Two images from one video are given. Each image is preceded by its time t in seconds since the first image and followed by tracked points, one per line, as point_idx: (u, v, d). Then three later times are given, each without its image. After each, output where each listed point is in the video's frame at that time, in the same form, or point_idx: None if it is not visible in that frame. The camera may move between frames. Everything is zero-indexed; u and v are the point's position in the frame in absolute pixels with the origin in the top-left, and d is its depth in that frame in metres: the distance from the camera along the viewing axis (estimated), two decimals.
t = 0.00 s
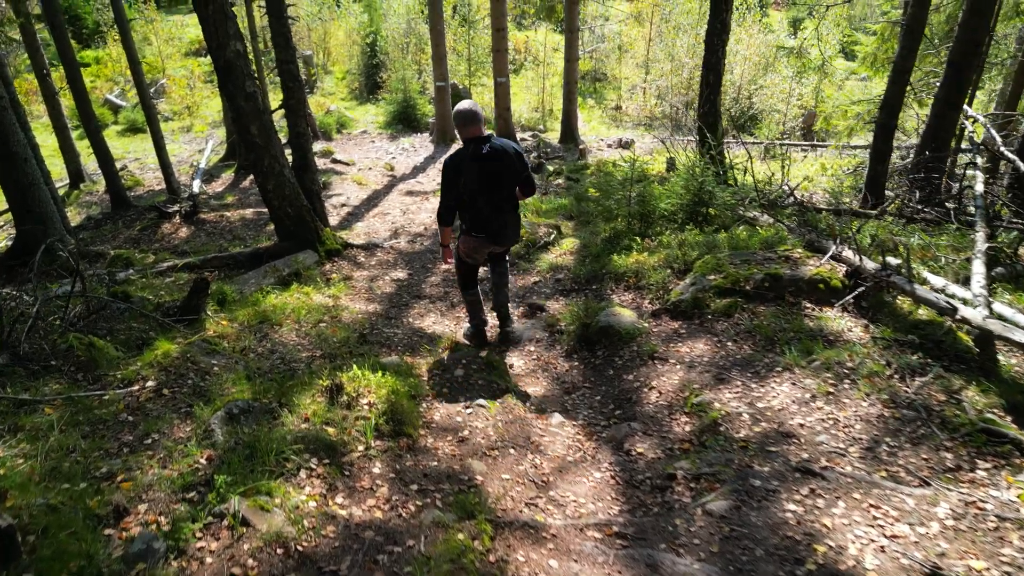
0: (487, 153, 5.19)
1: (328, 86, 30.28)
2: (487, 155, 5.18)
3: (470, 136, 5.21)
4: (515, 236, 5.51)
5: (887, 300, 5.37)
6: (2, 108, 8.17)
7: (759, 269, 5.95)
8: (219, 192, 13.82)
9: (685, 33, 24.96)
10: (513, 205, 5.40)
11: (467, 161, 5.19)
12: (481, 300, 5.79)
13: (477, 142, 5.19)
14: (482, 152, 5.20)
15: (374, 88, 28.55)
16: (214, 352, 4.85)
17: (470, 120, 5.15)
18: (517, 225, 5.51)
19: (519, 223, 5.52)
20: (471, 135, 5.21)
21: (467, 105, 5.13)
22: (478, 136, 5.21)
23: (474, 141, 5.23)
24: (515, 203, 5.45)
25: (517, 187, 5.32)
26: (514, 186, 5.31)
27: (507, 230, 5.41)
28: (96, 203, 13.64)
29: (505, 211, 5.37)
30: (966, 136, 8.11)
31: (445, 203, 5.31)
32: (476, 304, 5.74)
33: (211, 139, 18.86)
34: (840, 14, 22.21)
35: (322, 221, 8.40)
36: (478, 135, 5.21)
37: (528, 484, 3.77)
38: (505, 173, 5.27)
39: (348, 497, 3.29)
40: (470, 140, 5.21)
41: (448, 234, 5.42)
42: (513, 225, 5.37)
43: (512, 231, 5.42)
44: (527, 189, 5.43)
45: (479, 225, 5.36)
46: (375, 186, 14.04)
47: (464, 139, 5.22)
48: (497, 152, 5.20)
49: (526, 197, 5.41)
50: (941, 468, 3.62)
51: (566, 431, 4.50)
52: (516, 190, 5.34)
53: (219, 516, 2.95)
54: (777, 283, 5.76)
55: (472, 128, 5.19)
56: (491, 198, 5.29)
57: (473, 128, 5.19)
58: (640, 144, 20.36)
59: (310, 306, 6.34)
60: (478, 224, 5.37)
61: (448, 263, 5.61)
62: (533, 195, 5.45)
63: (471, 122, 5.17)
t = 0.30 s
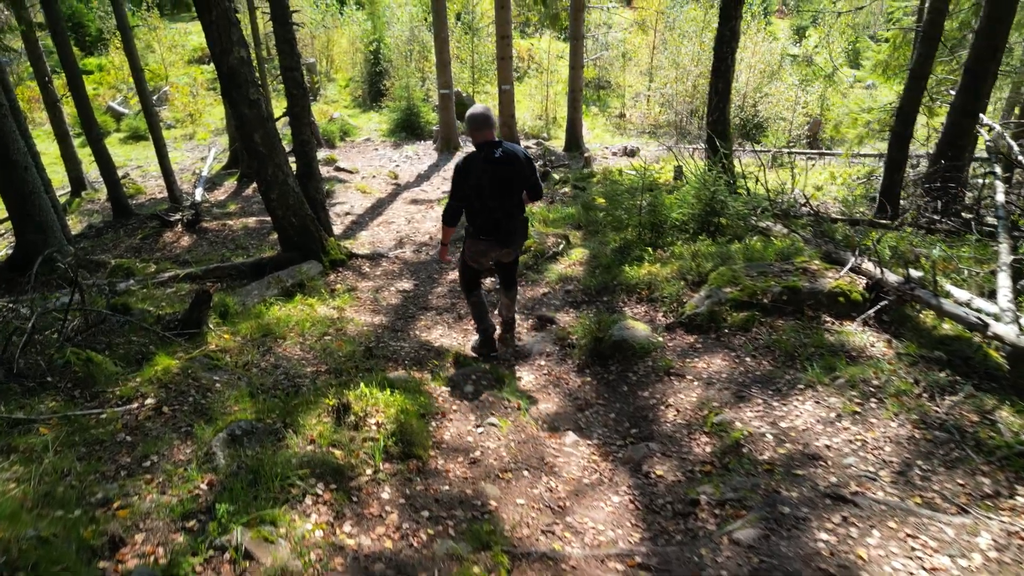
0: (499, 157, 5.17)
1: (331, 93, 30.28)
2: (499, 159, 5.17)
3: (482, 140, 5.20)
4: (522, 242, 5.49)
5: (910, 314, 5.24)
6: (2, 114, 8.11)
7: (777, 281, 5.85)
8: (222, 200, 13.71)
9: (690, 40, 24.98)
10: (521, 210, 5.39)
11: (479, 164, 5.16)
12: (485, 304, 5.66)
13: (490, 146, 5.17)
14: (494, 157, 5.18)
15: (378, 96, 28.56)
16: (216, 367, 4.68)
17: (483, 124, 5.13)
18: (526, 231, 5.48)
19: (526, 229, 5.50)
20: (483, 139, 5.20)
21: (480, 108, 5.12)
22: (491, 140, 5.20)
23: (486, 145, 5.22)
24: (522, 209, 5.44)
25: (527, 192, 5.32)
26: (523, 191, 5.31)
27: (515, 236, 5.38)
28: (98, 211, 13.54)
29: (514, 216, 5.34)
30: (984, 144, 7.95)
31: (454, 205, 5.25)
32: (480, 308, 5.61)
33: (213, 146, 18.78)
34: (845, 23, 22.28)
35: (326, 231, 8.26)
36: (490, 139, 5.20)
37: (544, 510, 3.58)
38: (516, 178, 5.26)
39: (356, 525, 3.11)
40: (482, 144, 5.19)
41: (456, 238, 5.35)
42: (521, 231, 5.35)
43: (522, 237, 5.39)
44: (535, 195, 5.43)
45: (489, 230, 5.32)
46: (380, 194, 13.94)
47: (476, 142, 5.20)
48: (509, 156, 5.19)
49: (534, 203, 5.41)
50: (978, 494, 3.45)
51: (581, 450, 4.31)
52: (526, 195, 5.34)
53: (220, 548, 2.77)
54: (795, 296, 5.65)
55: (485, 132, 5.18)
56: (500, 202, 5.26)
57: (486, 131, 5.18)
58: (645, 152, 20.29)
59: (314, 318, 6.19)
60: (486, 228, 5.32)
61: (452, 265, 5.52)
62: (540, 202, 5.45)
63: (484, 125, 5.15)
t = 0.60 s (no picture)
0: (507, 159, 5.28)
1: (335, 101, 30.25)
2: (507, 161, 5.27)
3: (489, 141, 5.29)
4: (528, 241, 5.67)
5: (937, 332, 5.09)
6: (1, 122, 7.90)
7: (796, 297, 5.69)
8: (224, 208, 13.58)
9: (695, 48, 24.96)
10: (527, 210, 5.55)
11: (487, 166, 5.26)
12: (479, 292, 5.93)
13: (497, 148, 5.27)
14: (502, 159, 5.28)
15: (382, 104, 28.56)
16: (213, 387, 4.45)
17: (491, 126, 5.22)
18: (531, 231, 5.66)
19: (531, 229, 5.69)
20: (490, 141, 5.29)
21: (489, 111, 5.19)
22: (499, 142, 5.29)
23: (493, 146, 5.31)
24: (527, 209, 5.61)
25: (532, 193, 5.48)
26: (528, 192, 5.46)
27: (521, 236, 5.56)
28: (99, 219, 13.39)
29: (520, 217, 5.51)
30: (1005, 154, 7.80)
31: (463, 207, 5.36)
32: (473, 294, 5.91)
33: (216, 154, 18.69)
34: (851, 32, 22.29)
35: (330, 242, 8.09)
36: (497, 141, 5.30)
37: (559, 544, 3.34)
38: (522, 179, 5.39)
39: (360, 564, 2.88)
40: (490, 145, 5.29)
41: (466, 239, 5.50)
42: (528, 231, 5.52)
43: (527, 237, 5.57)
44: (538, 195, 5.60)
45: (496, 230, 5.48)
46: (384, 203, 13.80)
47: (484, 144, 5.28)
48: (516, 158, 5.31)
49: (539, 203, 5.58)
50: None
51: (597, 476, 4.09)
52: (531, 196, 5.50)
53: None
54: (816, 312, 5.49)
55: (491, 134, 5.27)
56: (508, 204, 5.40)
57: (493, 133, 5.27)
58: (651, 160, 20.19)
59: (317, 333, 5.99)
60: (494, 229, 5.48)
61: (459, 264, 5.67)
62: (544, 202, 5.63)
63: (492, 127, 5.25)
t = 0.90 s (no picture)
0: (491, 167, 5.21)
1: (339, 101, 30.08)
2: (490, 170, 5.20)
3: (474, 149, 5.22)
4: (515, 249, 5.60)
5: (969, 351, 4.83)
6: None
7: (818, 312, 5.44)
8: (225, 211, 13.37)
9: (702, 48, 24.69)
10: (513, 218, 5.47)
11: (470, 175, 5.21)
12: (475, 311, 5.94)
13: (481, 156, 5.20)
14: (486, 167, 5.21)
15: (387, 104, 28.41)
16: (203, 408, 4.11)
17: (475, 134, 5.16)
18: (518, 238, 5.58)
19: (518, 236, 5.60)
20: (474, 149, 5.22)
21: (472, 119, 5.13)
22: (483, 150, 5.21)
23: (478, 154, 5.24)
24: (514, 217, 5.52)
25: (518, 201, 5.40)
26: (514, 200, 5.39)
27: (507, 244, 5.49)
28: (99, 222, 13.21)
29: (506, 225, 5.43)
30: None
31: (448, 215, 5.35)
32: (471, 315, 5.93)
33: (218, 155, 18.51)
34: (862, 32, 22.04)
35: (330, 248, 7.86)
36: (481, 149, 5.22)
37: None
38: (507, 187, 5.31)
39: None
40: (474, 154, 5.22)
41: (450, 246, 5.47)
42: (514, 239, 5.47)
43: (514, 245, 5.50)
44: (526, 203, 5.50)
45: (482, 238, 5.42)
46: (387, 206, 13.58)
47: (468, 152, 5.22)
48: (500, 167, 5.22)
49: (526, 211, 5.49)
50: None
51: (609, 508, 3.81)
52: (516, 204, 5.42)
53: None
54: (839, 328, 5.23)
55: (476, 142, 5.20)
56: (492, 212, 5.33)
57: (477, 141, 5.19)
58: (659, 162, 19.95)
59: (315, 345, 5.74)
60: (479, 237, 5.43)
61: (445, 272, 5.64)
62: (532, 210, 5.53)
63: (476, 135, 5.18)
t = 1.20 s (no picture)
0: (475, 166, 5.28)
1: (345, 94, 29.76)
2: (474, 168, 5.27)
3: (458, 148, 5.32)
4: (500, 249, 5.62)
5: (1008, 371, 4.50)
6: None
7: (843, 325, 5.10)
8: (225, 207, 13.12)
9: (713, 41, 24.23)
10: (499, 218, 5.51)
11: (454, 173, 5.29)
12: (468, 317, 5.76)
13: (465, 154, 5.29)
14: (470, 165, 5.29)
15: (393, 97, 28.10)
16: (183, 429, 3.81)
17: (460, 133, 5.27)
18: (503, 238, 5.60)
19: (504, 236, 5.63)
20: (459, 147, 5.33)
21: (457, 118, 5.25)
22: (467, 149, 5.31)
23: (463, 153, 5.33)
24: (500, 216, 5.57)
25: (502, 200, 5.45)
26: (499, 199, 5.44)
27: (491, 243, 5.51)
28: (97, 217, 13.02)
29: (491, 223, 5.47)
30: None
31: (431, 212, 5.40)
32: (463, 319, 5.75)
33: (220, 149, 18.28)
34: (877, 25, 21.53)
35: (328, 249, 7.58)
36: (466, 148, 5.32)
37: None
38: (492, 186, 5.37)
39: None
40: (459, 152, 5.33)
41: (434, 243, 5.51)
42: (497, 238, 5.49)
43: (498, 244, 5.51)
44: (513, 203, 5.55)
45: (465, 236, 5.45)
46: (391, 202, 13.30)
47: (453, 151, 5.32)
48: (484, 165, 5.29)
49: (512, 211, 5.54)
50: None
51: (621, 546, 3.47)
52: (502, 204, 5.47)
53: None
54: (866, 344, 4.90)
55: (460, 141, 5.31)
56: (476, 210, 5.37)
57: (463, 140, 5.30)
58: (668, 158, 19.58)
59: (309, 355, 5.46)
60: (463, 234, 5.46)
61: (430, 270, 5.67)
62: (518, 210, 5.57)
63: (461, 134, 5.29)
